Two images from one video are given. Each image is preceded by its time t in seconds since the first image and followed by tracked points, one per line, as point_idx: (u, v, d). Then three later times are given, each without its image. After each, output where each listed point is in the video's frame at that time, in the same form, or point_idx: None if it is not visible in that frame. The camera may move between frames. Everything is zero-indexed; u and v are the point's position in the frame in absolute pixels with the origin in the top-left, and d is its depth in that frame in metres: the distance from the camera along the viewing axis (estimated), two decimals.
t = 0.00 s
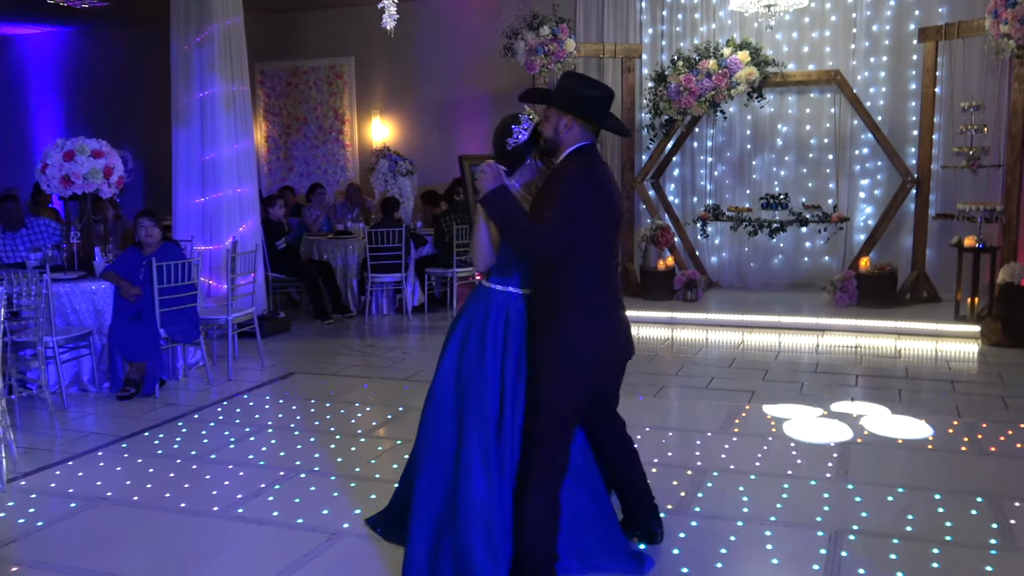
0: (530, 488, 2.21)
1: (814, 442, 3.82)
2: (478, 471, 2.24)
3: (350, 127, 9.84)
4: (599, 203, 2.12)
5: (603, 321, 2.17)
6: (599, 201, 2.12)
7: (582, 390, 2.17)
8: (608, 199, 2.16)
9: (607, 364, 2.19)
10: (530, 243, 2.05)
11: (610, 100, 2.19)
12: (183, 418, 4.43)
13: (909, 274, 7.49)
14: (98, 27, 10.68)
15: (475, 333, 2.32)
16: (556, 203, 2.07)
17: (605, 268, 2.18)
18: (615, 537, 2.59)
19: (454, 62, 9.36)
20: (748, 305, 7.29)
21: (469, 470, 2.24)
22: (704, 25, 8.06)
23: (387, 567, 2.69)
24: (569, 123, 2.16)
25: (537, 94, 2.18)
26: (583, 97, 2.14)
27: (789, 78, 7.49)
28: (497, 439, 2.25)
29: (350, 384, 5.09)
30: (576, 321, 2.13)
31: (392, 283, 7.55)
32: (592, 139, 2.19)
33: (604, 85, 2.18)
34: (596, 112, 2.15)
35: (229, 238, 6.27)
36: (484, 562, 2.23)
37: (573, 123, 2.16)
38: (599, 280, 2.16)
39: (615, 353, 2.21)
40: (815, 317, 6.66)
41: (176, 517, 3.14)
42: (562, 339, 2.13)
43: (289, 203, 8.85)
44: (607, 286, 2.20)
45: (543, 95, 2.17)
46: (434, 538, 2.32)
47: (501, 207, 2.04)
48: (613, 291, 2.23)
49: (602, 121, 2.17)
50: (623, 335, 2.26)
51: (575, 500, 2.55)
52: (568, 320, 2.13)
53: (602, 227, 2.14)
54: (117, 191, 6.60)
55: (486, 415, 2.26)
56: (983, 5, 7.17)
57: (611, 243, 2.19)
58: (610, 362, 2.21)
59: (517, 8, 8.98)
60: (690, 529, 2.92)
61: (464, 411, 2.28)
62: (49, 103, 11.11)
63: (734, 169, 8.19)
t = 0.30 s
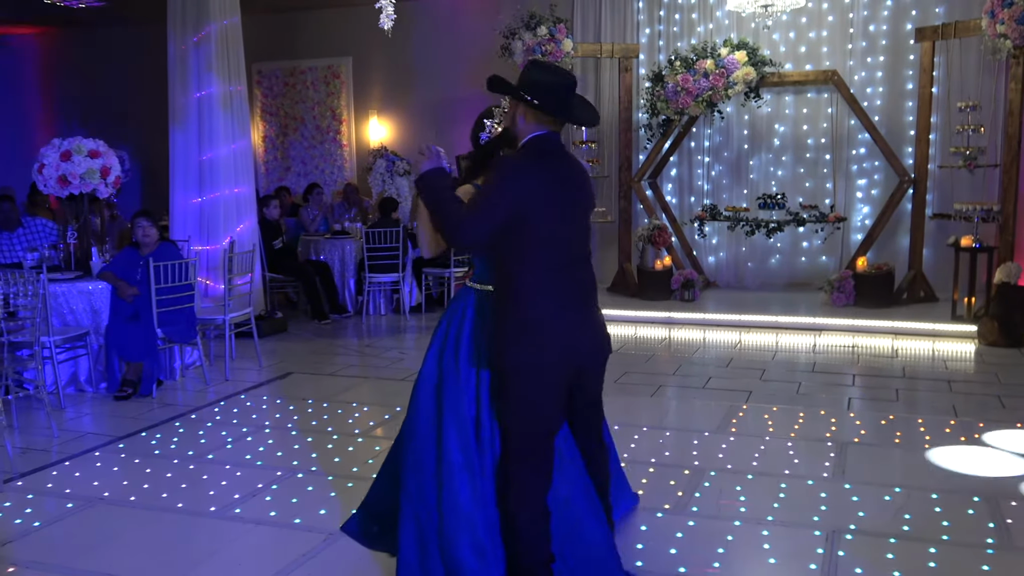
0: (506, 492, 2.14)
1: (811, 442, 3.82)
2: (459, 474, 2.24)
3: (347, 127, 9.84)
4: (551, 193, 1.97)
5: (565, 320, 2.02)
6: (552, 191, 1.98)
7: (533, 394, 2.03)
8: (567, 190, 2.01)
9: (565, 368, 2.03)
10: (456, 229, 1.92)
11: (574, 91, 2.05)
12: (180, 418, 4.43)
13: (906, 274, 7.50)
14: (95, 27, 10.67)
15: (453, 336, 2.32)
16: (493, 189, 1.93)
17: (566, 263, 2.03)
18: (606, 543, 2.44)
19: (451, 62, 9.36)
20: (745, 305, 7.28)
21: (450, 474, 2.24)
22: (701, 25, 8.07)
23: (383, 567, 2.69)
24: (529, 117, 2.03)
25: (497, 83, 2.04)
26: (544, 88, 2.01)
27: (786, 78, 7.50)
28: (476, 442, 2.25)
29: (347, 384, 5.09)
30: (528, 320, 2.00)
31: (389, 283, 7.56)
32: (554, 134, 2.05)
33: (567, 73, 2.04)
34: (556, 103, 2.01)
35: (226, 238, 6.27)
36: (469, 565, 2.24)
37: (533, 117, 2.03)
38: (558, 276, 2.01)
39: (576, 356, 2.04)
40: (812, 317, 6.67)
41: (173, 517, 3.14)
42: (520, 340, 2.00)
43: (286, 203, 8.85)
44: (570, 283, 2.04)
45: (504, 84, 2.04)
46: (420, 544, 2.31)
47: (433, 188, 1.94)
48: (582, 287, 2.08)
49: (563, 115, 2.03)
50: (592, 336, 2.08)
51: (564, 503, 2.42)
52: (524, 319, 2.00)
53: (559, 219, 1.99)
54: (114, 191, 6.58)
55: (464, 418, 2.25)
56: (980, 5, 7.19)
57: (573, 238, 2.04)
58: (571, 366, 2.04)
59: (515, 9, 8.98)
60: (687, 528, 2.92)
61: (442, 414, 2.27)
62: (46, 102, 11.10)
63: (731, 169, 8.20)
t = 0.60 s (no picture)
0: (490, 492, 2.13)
1: (808, 441, 3.83)
2: (448, 474, 2.23)
3: (344, 127, 9.84)
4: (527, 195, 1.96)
5: (540, 323, 2.01)
6: (529, 195, 1.96)
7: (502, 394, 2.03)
8: (547, 194, 1.99)
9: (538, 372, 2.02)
10: (429, 234, 1.97)
11: (563, 91, 2.07)
12: (178, 418, 4.43)
13: (902, 273, 7.51)
14: (92, 27, 10.66)
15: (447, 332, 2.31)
16: (466, 193, 1.94)
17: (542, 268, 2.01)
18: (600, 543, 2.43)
19: (448, 62, 9.36)
20: (742, 304, 7.28)
21: (439, 475, 2.24)
22: (698, 25, 8.07)
23: (381, 566, 2.69)
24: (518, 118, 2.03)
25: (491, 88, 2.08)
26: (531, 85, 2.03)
27: (783, 77, 7.51)
28: (465, 441, 2.24)
29: (344, 384, 5.09)
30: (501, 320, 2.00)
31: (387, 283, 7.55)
32: (542, 131, 2.05)
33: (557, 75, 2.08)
34: (545, 99, 2.02)
35: (223, 239, 6.26)
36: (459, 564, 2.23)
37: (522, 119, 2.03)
38: (535, 279, 2.00)
39: (549, 361, 2.02)
40: (809, 316, 6.67)
41: (170, 518, 3.14)
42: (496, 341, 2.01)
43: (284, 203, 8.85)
44: (550, 287, 2.03)
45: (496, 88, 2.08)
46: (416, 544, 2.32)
47: (409, 198, 2.01)
48: (569, 288, 2.07)
49: (552, 112, 2.04)
50: (572, 340, 2.07)
51: (551, 509, 2.32)
52: (499, 320, 2.00)
53: (536, 223, 1.98)
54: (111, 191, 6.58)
55: (453, 417, 2.24)
56: (975, 4, 7.20)
57: (557, 242, 2.02)
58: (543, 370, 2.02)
59: (511, 8, 8.98)
60: (684, 527, 2.93)
61: (431, 412, 2.27)
62: (43, 103, 11.08)
63: (728, 168, 8.20)
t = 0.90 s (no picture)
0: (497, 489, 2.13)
1: (805, 440, 3.84)
2: (454, 473, 2.23)
3: (341, 127, 9.83)
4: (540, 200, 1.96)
5: (551, 328, 2.00)
6: (539, 199, 1.96)
7: (510, 398, 2.04)
8: (561, 198, 1.98)
9: (547, 378, 2.01)
10: (446, 241, 1.96)
11: (579, 91, 2.09)
12: (175, 418, 4.43)
13: (900, 273, 7.51)
14: (88, 27, 10.64)
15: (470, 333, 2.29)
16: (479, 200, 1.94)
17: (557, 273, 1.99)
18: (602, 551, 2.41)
19: (445, 62, 9.36)
20: (739, 304, 7.28)
21: (446, 472, 2.23)
22: (695, 25, 8.07)
23: (378, 566, 2.69)
24: (536, 121, 2.04)
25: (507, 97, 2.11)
26: (548, 86, 2.05)
27: (780, 77, 7.52)
28: (475, 443, 2.23)
29: (342, 384, 5.09)
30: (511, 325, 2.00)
31: (384, 282, 7.54)
32: (562, 129, 2.05)
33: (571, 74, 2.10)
34: (561, 97, 2.04)
35: (220, 239, 6.26)
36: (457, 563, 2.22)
37: (542, 121, 2.04)
38: (548, 284, 1.99)
39: (560, 367, 2.01)
40: (807, 316, 6.67)
41: (167, 518, 3.14)
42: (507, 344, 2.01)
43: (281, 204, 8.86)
44: (565, 293, 2.01)
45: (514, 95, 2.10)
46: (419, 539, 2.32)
47: (428, 212, 2.02)
48: (585, 293, 2.05)
49: (569, 110, 2.04)
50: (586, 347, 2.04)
51: (552, 518, 2.29)
52: (509, 324, 2.00)
53: (550, 228, 1.97)
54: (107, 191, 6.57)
55: (465, 416, 2.24)
56: (972, 4, 7.21)
57: (575, 246, 2.00)
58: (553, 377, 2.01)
59: (508, 8, 8.98)
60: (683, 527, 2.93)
61: (443, 409, 2.27)
62: (39, 103, 11.07)
63: (726, 168, 8.20)
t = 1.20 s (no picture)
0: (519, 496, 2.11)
1: (803, 440, 3.84)
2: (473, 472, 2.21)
3: (339, 127, 9.82)
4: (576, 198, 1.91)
5: (588, 331, 1.93)
6: (574, 198, 1.91)
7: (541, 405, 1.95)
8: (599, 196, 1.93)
9: (582, 386, 1.94)
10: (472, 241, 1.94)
11: (612, 80, 2.04)
12: (172, 418, 4.43)
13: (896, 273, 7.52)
14: (84, 27, 10.64)
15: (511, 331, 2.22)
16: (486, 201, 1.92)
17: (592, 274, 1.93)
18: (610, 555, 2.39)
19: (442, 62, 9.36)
20: (736, 304, 7.28)
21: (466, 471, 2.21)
22: (692, 25, 8.09)
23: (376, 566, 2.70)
24: (575, 123, 2.01)
25: (540, 98, 2.07)
26: (580, 83, 2.01)
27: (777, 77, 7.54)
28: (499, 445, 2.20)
29: (340, 384, 5.09)
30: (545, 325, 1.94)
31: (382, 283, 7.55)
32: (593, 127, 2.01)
33: (601, 64, 2.06)
34: (595, 92, 2.00)
35: (217, 239, 6.25)
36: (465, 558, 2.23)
37: (581, 122, 2.01)
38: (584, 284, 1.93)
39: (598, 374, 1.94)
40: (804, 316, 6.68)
41: (164, 518, 3.13)
42: (540, 345, 1.95)
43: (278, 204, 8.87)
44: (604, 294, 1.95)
45: (547, 96, 2.06)
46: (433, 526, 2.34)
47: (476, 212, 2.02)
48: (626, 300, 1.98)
49: (599, 107, 1.99)
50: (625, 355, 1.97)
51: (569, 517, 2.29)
52: (545, 326, 1.95)
53: (587, 228, 1.92)
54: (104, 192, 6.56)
55: (496, 413, 2.20)
56: (968, 4, 7.22)
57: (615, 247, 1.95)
58: (589, 385, 1.94)
59: (506, 9, 8.98)
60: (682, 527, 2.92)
61: (475, 404, 2.22)
62: (34, 103, 11.05)
63: (723, 168, 8.20)
